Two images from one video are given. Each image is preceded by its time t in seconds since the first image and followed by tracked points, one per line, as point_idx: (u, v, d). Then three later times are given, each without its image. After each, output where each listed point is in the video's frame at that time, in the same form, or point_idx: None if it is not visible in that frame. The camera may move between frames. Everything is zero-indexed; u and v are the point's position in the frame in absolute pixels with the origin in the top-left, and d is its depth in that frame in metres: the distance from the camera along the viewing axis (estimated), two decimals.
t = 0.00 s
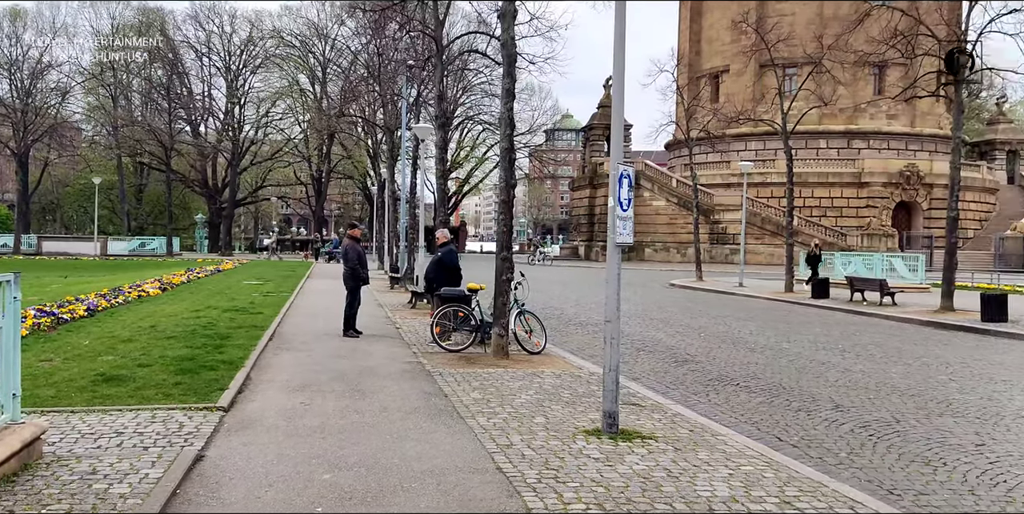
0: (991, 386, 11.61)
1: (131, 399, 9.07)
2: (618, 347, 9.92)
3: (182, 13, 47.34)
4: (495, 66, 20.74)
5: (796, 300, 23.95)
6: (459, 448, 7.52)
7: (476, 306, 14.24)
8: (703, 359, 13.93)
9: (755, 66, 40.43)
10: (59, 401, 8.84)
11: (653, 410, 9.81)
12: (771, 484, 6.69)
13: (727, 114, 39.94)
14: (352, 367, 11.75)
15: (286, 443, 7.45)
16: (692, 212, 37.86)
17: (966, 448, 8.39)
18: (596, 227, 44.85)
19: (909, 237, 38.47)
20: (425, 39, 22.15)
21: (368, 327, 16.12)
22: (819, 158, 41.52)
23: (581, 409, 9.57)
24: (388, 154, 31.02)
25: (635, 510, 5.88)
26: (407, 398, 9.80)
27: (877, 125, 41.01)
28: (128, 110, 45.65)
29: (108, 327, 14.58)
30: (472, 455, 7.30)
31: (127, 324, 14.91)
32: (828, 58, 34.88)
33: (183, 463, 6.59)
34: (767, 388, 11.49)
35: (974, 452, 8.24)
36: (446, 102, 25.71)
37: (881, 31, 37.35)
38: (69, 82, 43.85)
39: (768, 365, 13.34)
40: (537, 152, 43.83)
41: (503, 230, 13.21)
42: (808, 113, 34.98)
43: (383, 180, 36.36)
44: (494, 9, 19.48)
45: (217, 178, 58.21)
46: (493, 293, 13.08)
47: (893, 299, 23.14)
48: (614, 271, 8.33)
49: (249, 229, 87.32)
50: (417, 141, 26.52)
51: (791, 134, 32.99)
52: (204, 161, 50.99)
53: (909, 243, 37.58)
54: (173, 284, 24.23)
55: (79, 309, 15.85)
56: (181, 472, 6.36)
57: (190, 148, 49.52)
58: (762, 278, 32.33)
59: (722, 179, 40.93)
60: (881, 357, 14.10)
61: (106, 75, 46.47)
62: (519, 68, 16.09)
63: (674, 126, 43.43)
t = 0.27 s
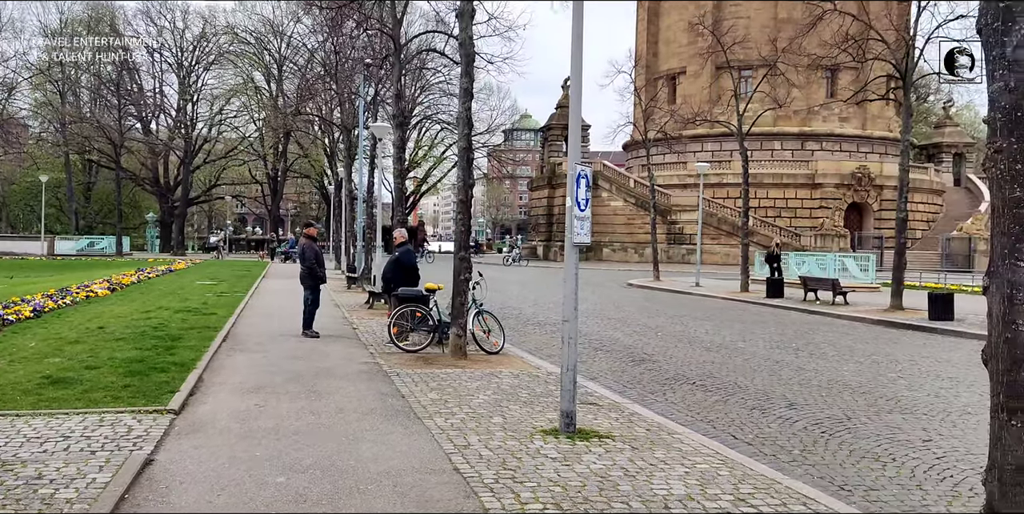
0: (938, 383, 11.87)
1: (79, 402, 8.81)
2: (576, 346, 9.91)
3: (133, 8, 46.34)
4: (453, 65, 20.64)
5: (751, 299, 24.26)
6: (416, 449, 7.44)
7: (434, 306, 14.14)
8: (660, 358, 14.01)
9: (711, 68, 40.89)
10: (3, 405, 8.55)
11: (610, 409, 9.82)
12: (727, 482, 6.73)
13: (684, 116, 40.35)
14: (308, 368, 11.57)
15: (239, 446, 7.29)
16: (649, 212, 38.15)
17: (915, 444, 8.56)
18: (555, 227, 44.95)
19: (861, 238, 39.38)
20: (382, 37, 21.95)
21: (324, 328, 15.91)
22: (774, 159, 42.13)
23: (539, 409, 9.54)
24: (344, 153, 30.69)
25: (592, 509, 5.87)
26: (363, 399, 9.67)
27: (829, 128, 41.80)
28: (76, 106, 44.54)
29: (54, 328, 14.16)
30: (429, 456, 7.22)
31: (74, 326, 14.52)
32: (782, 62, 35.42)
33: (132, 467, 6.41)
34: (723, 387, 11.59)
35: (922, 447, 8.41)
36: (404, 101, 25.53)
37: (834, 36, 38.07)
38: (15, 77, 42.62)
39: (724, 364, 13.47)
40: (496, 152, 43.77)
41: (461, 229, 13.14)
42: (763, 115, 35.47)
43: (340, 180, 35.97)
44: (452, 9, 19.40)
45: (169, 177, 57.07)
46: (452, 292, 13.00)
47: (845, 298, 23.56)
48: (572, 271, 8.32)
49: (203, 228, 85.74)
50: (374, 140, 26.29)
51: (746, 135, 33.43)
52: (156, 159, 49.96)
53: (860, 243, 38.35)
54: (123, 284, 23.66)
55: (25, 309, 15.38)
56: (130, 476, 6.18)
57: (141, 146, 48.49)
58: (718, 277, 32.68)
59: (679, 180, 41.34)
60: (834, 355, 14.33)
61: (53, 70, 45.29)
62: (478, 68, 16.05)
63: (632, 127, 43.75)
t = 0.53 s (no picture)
0: (889, 381, 12.11)
1: (26, 407, 8.54)
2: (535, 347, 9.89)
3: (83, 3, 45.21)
4: (413, 65, 20.49)
5: (709, 300, 24.51)
6: (374, 451, 7.35)
7: (392, 307, 14.02)
8: (619, 359, 14.07)
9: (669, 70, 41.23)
10: None
11: (569, 409, 9.83)
12: (684, 480, 6.77)
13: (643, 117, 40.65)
14: (264, 370, 11.38)
15: (192, 451, 7.12)
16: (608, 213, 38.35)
17: (867, 441, 8.71)
18: (514, 228, 44.95)
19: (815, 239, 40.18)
20: (340, 36, 21.71)
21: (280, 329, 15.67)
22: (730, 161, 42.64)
23: (498, 410, 9.50)
24: (302, 152, 30.31)
25: (551, 510, 5.85)
26: (320, 401, 9.54)
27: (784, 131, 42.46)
28: (24, 103, 43.33)
29: None
30: (387, 458, 7.14)
31: (21, 328, 14.09)
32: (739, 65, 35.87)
33: (81, 472, 6.22)
34: (681, 387, 11.67)
35: (875, 444, 8.56)
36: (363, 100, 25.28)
37: (789, 40, 38.68)
38: None
39: (682, 364, 13.57)
40: (455, 152, 43.63)
41: (420, 230, 13.05)
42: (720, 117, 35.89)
43: (297, 179, 35.50)
44: (411, 8, 19.25)
45: (121, 176, 55.81)
46: (410, 293, 12.90)
47: (800, 298, 23.92)
48: (531, 271, 8.32)
49: (156, 228, 84.06)
50: (332, 139, 26.01)
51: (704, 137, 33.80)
52: (107, 157, 48.82)
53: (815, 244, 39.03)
54: (73, 286, 23.04)
55: None
56: (79, 481, 6.00)
57: (91, 144, 47.35)
58: (676, 278, 32.98)
59: (638, 181, 41.64)
60: (789, 354, 14.53)
61: None
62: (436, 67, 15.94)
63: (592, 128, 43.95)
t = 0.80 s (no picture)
0: (844, 380, 12.30)
1: None
2: (496, 348, 9.86)
3: None
4: (372, 66, 20.31)
5: (669, 301, 24.71)
6: (333, 455, 7.24)
7: (352, 310, 13.87)
8: (580, 360, 14.09)
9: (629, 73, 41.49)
10: None
11: (531, 411, 9.80)
12: (645, 481, 6.78)
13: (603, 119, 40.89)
14: (221, 374, 11.17)
15: (145, 457, 6.94)
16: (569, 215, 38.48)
17: (824, 440, 8.83)
18: (475, 230, 44.87)
19: (772, 241, 40.85)
20: (299, 36, 21.44)
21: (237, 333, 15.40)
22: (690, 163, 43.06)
23: (459, 412, 9.44)
24: (260, 153, 29.90)
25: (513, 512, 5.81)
26: (279, 404, 9.39)
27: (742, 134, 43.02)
28: None
29: None
30: (346, 462, 7.04)
31: None
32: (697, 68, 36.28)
33: (31, 480, 6.02)
34: (642, 388, 11.73)
35: (832, 443, 8.68)
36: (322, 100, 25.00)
37: (747, 44, 39.21)
38: None
39: (643, 365, 13.64)
40: (415, 154, 43.41)
41: (380, 232, 12.94)
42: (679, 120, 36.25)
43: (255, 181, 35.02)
44: (371, 8, 19.10)
45: (72, 176, 54.49)
46: (371, 295, 12.77)
47: (758, 299, 24.24)
48: (492, 273, 8.29)
49: (108, 229, 82.23)
50: (291, 140, 25.68)
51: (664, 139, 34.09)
52: (58, 158, 47.62)
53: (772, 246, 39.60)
54: (22, 289, 22.40)
55: None
56: (29, 489, 5.81)
57: (41, 143, 46.18)
58: (637, 279, 33.19)
59: (598, 183, 41.85)
60: (747, 355, 14.70)
61: None
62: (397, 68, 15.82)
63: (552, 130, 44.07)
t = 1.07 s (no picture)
0: (805, 381, 12.45)
1: None
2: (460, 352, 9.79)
3: None
4: (335, 67, 20.13)
5: (632, 304, 24.85)
6: (295, 461, 7.13)
7: (315, 314, 13.69)
8: (545, 363, 14.08)
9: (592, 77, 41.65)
10: None
11: (495, 414, 9.76)
12: (609, 483, 6.78)
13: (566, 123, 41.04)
14: (180, 379, 10.93)
15: (101, 465, 6.76)
16: (532, 218, 38.54)
17: (785, 440, 8.93)
18: (438, 233, 44.71)
19: (733, 243, 41.33)
20: (259, 37, 21.17)
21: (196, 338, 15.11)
22: (651, 167, 43.40)
23: (423, 416, 9.36)
24: (219, 155, 29.46)
25: None
26: (239, 410, 9.22)
27: (703, 138, 43.48)
28: None
29: None
30: (308, 468, 6.93)
31: None
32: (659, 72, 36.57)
33: None
34: (606, 390, 11.76)
35: (792, 444, 8.78)
36: (283, 102, 24.69)
37: (708, 49, 39.67)
38: None
39: (607, 368, 13.68)
40: (378, 156, 43.09)
41: (343, 235, 12.82)
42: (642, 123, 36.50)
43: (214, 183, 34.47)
44: (334, 10, 18.91)
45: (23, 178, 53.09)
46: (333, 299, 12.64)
47: (719, 301, 24.49)
48: (455, 277, 8.26)
49: (61, 232, 80.26)
50: (251, 142, 25.34)
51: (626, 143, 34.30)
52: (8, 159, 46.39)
53: (733, 249, 40.08)
54: None
55: None
56: None
57: None
58: (600, 282, 33.36)
59: (561, 186, 41.97)
60: (710, 357, 14.82)
61: None
62: (360, 71, 15.68)
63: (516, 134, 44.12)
